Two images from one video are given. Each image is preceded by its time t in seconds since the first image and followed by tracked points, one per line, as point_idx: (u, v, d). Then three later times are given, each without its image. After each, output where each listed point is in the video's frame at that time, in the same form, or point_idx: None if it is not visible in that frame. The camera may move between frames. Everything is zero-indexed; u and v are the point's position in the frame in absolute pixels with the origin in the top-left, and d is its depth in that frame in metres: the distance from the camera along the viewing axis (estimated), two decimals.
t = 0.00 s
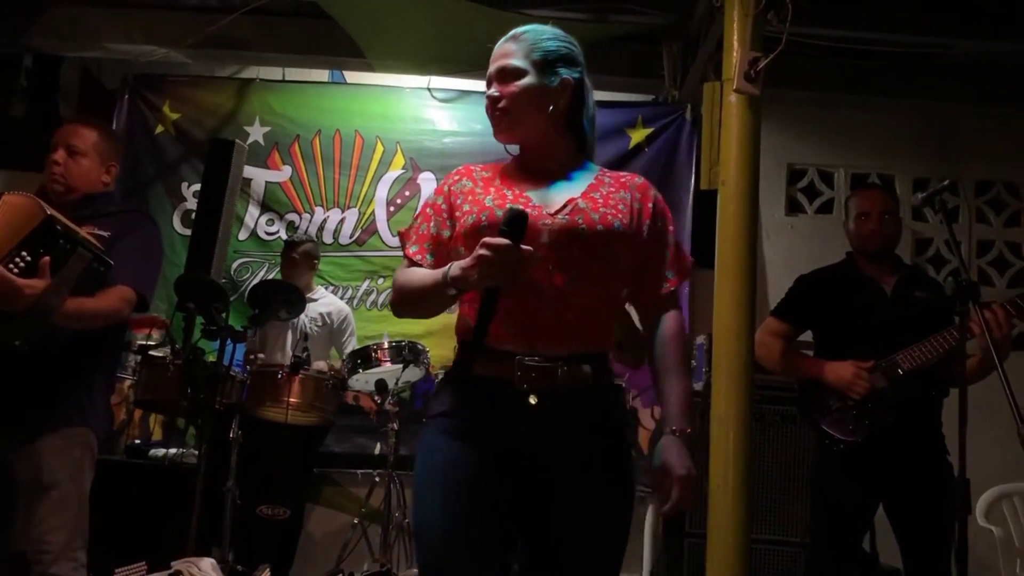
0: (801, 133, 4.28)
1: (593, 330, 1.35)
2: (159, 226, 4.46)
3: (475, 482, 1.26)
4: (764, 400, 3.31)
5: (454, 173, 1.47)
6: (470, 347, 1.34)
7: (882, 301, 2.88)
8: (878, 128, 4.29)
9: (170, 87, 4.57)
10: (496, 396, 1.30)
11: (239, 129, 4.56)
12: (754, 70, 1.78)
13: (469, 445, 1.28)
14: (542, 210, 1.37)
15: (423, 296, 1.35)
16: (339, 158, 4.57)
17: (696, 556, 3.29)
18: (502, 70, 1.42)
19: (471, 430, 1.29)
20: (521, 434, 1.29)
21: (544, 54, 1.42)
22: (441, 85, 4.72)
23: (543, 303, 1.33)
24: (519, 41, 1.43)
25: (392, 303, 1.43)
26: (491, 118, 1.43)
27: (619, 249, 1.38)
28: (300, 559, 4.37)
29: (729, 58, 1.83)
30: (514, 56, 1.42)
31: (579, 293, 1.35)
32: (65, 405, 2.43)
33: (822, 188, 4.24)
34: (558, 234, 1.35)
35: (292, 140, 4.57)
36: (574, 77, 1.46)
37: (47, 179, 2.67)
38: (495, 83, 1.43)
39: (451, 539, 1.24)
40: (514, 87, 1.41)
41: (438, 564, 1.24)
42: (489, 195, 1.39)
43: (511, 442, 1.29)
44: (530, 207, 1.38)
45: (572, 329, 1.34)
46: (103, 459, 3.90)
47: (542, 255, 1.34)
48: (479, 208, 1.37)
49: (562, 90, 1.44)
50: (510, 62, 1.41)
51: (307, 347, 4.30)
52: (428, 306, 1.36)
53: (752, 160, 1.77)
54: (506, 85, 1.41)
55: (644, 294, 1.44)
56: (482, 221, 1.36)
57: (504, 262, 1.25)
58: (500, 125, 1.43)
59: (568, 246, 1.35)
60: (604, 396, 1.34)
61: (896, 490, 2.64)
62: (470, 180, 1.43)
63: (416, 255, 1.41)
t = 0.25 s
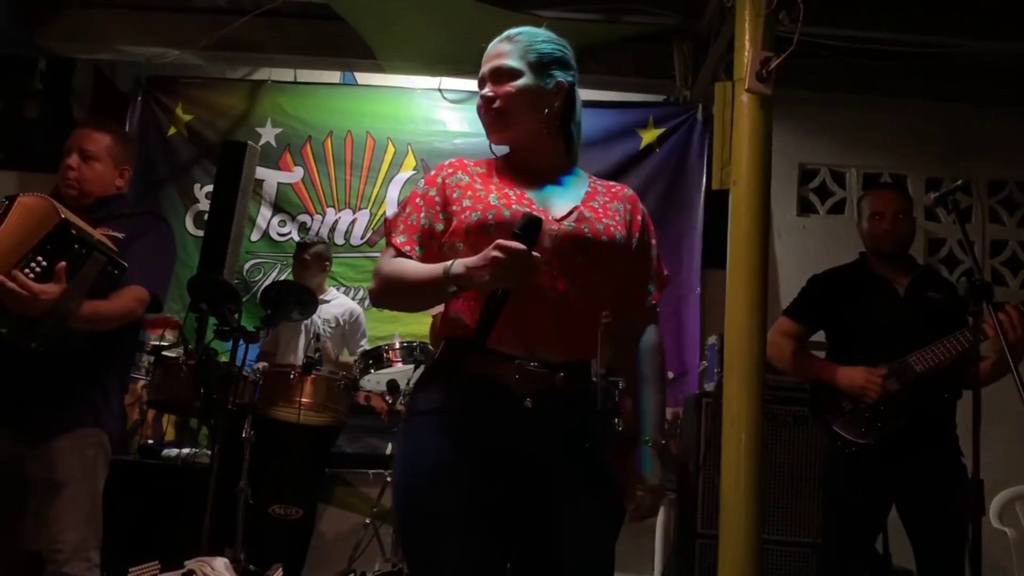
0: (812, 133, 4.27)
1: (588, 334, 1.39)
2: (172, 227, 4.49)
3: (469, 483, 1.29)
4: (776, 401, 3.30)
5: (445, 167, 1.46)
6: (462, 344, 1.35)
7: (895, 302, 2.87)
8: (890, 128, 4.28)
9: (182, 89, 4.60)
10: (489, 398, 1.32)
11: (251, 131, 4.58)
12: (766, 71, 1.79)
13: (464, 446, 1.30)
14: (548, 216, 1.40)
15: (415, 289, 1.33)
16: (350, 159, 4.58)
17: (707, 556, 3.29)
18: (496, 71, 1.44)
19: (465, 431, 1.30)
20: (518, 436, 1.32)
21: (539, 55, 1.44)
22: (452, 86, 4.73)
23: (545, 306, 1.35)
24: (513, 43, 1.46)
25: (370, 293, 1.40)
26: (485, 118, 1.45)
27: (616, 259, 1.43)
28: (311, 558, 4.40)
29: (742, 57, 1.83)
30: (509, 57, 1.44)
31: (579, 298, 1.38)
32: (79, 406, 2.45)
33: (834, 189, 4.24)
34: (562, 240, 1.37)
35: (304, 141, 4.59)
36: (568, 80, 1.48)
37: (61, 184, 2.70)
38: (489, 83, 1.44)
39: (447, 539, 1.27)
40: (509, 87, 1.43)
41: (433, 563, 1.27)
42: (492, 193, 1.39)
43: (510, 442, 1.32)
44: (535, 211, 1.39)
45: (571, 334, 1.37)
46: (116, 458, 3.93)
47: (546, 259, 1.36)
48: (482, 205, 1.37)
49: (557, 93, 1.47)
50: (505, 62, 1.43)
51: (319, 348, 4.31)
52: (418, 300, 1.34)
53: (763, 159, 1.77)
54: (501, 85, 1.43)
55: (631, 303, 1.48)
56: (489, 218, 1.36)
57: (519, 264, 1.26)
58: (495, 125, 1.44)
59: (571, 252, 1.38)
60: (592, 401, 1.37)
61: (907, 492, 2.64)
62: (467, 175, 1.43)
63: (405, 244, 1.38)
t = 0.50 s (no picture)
0: (827, 132, 4.25)
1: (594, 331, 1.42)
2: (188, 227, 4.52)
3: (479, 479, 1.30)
4: (790, 400, 3.29)
5: (451, 156, 1.45)
6: (479, 340, 1.35)
7: (909, 301, 2.86)
8: (905, 126, 4.26)
9: (197, 90, 4.63)
10: (501, 396, 1.32)
11: (265, 131, 4.61)
12: (780, 69, 1.77)
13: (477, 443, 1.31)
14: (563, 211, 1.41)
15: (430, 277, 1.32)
16: (364, 159, 4.59)
17: (721, 556, 3.29)
18: (495, 63, 1.45)
19: (478, 429, 1.31)
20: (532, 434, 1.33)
21: (539, 47, 1.45)
22: (465, 85, 4.74)
23: (559, 303, 1.37)
24: (512, 35, 1.46)
25: (376, 279, 1.39)
26: (483, 110, 1.46)
27: (623, 255, 1.46)
28: (325, 557, 4.42)
29: (756, 56, 1.83)
30: (510, 49, 1.45)
31: (587, 294, 1.41)
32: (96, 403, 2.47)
33: (849, 187, 4.20)
34: (576, 235, 1.39)
35: (318, 141, 4.61)
36: (568, 72, 1.49)
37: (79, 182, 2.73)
38: (489, 76, 1.45)
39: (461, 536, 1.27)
40: (510, 79, 1.44)
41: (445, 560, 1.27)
42: (506, 186, 1.40)
43: (522, 439, 1.33)
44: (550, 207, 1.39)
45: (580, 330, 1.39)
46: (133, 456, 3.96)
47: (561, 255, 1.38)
48: (496, 198, 1.38)
49: (558, 85, 1.47)
50: (506, 54, 1.44)
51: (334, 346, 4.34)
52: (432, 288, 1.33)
53: (777, 158, 1.77)
54: (501, 77, 1.44)
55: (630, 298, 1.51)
56: (504, 211, 1.37)
57: (550, 252, 1.27)
58: (495, 117, 1.45)
59: (584, 248, 1.40)
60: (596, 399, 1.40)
61: (923, 491, 2.63)
62: (475, 166, 1.43)
63: (415, 232, 1.37)
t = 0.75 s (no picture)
0: (841, 129, 4.23)
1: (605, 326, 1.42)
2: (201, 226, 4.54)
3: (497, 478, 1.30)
4: (803, 399, 3.28)
5: (461, 153, 1.45)
6: (492, 338, 1.35)
7: (924, 299, 2.84)
8: (920, 123, 4.23)
9: (211, 90, 4.65)
10: (514, 394, 1.32)
11: (278, 130, 4.62)
12: (793, 66, 1.77)
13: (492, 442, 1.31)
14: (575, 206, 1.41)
15: (445, 277, 1.32)
16: (377, 158, 4.60)
17: (735, 556, 3.27)
18: (514, 56, 1.44)
19: (494, 427, 1.31)
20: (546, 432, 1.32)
21: (559, 42, 1.45)
22: (477, 84, 4.75)
23: (572, 300, 1.37)
24: (532, 28, 1.46)
25: (390, 275, 1.39)
26: (497, 103, 1.45)
27: (634, 249, 1.45)
28: (338, 556, 4.43)
29: (768, 54, 1.81)
30: (529, 42, 1.44)
31: (599, 289, 1.41)
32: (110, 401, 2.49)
33: (863, 185, 4.18)
34: (589, 230, 1.40)
35: (331, 140, 4.62)
36: (582, 68, 1.49)
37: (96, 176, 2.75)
38: (506, 68, 1.44)
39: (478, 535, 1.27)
40: (529, 73, 1.43)
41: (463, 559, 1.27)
42: (517, 183, 1.40)
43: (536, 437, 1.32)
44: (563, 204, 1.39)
45: (591, 327, 1.39)
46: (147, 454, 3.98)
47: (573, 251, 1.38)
48: (509, 195, 1.38)
49: (576, 85, 1.48)
50: (524, 46, 1.44)
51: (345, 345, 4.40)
52: (446, 287, 1.33)
53: (790, 156, 1.76)
54: (520, 70, 1.44)
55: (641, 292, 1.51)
56: (517, 208, 1.37)
57: (564, 253, 1.26)
58: (511, 110, 1.44)
59: (597, 243, 1.40)
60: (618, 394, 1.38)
61: (938, 490, 2.61)
62: (486, 164, 1.43)
63: (428, 231, 1.37)
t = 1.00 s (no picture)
0: (854, 127, 4.20)
1: (616, 331, 1.41)
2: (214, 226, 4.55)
3: (505, 479, 1.30)
4: (817, 397, 3.26)
5: (475, 160, 1.45)
6: (497, 341, 1.36)
7: (938, 298, 2.82)
8: (934, 121, 4.20)
9: (223, 90, 4.66)
10: (524, 395, 1.32)
11: (290, 130, 4.64)
12: (806, 64, 1.76)
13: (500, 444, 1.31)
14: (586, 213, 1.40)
15: (454, 286, 1.33)
16: (388, 158, 4.61)
17: (747, 555, 3.26)
18: (548, 57, 1.44)
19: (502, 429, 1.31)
20: (554, 433, 1.33)
21: (595, 50, 1.46)
22: (488, 84, 4.74)
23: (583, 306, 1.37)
24: (570, 31, 1.46)
25: (403, 280, 1.40)
26: (528, 102, 1.44)
27: (648, 253, 1.44)
28: (351, 554, 4.44)
29: (781, 51, 1.80)
30: (565, 46, 1.45)
31: (610, 295, 1.40)
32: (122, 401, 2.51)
33: (876, 183, 4.15)
34: (602, 236, 1.39)
35: (342, 140, 4.63)
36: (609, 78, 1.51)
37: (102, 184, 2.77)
38: (539, 68, 1.44)
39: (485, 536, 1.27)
40: (563, 78, 1.44)
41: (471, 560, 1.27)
42: (528, 189, 1.40)
43: (545, 439, 1.32)
44: (574, 212, 1.38)
45: (601, 330, 1.39)
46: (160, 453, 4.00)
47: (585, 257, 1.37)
48: (519, 202, 1.37)
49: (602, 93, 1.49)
50: (560, 50, 1.44)
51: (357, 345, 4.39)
52: (454, 296, 1.35)
53: (804, 155, 1.75)
54: (553, 72, 1.44)
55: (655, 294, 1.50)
56: (527, 215, 1.36)
57: (568, 267, 1.27)
58: (540, 109, 1.43)
59: (609, 248, 1.39)
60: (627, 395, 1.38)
61: (951, 491, 2.60)
62: (499, 170, 1.42)
63: (439, 239, 1.38)
